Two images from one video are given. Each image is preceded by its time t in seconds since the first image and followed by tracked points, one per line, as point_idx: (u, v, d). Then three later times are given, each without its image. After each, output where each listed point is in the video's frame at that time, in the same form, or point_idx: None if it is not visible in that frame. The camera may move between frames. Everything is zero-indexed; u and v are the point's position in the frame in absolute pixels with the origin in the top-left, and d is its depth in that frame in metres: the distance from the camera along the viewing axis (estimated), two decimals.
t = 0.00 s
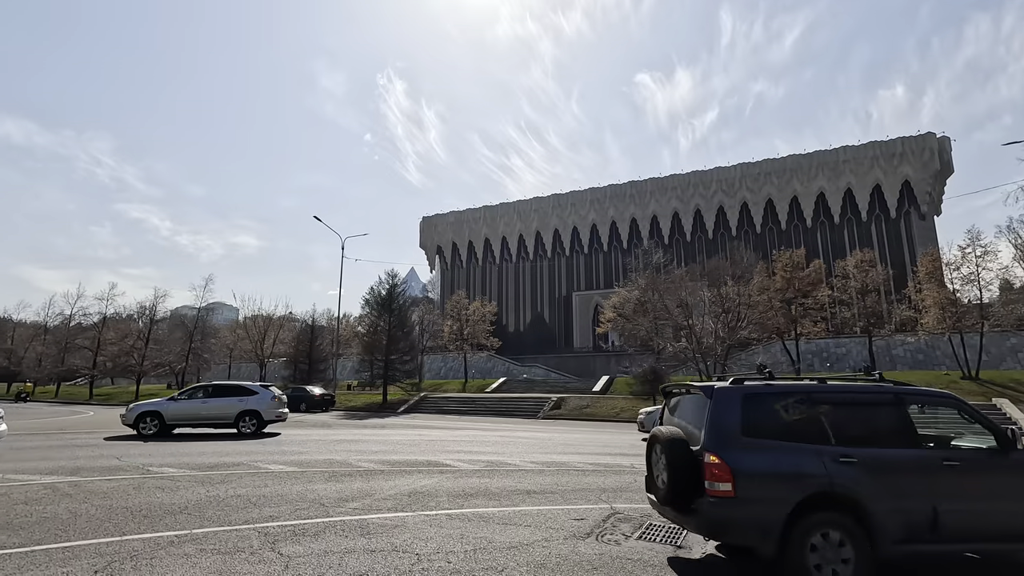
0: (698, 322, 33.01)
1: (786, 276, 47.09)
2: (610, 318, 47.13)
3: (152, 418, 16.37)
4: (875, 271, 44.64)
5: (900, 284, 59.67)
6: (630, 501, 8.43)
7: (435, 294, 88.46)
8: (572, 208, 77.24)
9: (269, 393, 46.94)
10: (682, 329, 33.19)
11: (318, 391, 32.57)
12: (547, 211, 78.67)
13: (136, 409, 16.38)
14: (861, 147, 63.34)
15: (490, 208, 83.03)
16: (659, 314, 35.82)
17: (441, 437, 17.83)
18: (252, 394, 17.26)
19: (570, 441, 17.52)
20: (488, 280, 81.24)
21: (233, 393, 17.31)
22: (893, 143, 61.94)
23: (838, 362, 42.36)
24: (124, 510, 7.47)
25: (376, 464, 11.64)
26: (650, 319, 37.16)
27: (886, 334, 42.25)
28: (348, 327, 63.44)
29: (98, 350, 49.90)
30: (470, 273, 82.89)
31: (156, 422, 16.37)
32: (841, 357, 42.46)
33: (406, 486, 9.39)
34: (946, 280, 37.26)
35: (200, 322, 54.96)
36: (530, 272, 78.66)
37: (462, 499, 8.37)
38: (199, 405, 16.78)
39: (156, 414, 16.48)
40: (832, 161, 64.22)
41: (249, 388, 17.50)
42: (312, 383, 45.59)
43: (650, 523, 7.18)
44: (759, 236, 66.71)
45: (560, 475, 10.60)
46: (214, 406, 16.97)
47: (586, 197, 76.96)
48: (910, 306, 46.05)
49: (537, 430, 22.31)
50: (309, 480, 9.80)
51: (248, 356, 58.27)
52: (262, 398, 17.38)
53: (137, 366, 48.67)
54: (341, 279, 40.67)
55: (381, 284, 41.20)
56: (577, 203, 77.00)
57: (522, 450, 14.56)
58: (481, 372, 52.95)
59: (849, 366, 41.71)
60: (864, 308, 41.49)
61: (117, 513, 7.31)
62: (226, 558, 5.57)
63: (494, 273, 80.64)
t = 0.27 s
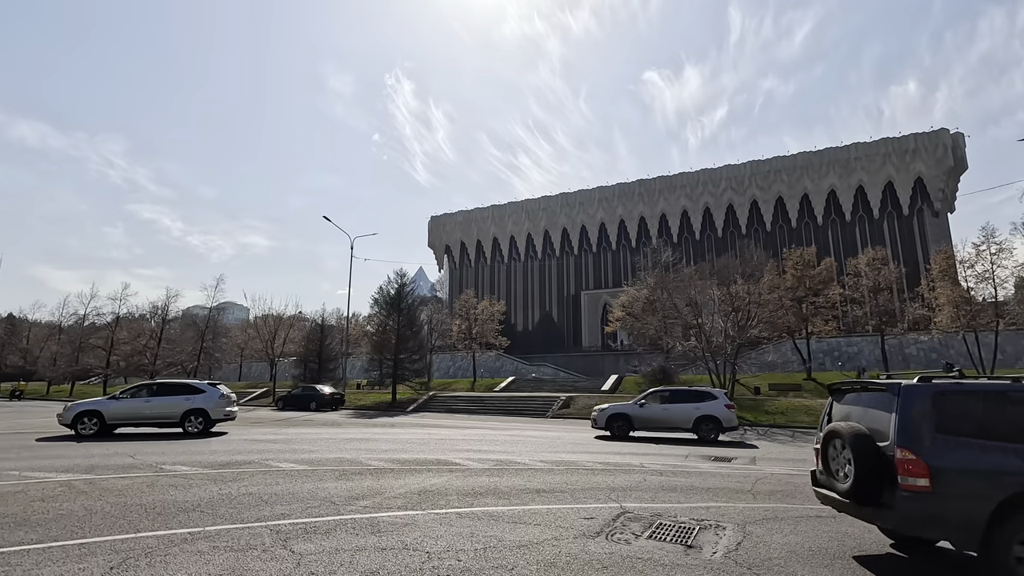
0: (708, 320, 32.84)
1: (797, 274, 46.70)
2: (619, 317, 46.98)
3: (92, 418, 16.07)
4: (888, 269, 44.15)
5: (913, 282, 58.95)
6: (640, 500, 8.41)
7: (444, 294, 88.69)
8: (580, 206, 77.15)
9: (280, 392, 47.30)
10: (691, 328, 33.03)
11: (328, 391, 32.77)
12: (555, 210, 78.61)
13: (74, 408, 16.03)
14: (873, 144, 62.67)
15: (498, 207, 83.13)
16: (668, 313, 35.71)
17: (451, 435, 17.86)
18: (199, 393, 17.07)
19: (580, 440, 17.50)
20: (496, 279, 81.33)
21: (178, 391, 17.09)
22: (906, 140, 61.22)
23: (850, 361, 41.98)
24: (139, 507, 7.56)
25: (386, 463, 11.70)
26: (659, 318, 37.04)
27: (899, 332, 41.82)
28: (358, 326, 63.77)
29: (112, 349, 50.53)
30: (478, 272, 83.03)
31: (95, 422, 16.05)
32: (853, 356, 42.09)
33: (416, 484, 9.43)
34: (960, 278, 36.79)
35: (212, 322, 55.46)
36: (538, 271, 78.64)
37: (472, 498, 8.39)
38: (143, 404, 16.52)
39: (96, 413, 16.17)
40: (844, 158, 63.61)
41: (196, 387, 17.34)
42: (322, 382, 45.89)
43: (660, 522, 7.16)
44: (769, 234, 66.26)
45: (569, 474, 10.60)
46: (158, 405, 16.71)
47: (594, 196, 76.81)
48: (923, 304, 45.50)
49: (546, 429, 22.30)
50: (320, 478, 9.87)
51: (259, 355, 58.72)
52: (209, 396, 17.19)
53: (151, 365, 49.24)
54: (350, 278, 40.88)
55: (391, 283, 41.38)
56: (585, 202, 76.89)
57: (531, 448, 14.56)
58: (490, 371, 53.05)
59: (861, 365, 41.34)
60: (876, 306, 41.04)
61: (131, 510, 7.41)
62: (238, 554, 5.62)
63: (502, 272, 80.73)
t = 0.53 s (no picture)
0: (717, 319, 32.67)
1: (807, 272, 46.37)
2: (627, 315, 46.79)
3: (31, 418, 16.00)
4: (900, 267, 43.68)
5: (925, 280, 58.26)
6: (648, 499, 8.39)
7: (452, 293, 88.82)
8: (589, 205, 76.97)
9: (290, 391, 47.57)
10: (700, 327, 32.84)
11: (337, 390, 32.95)
12: (563, 209, 78.47)
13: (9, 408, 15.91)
14: (884, 141, 62.03)
15: (506, 206, 83.14)
16: (677, 311, 35.59)
17: (460, 434, 17.89)
18: (142, 392, 17.00)
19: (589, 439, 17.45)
20: (504, 278, 81.38)
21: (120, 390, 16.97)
22: (918, 136, 60.51)
23: (862, 360, 41.67)
24: (152, 505, 7.65)
25: (394, 462, 11.74)
26: (667, 317, 36.90)
27: (911, 331, 41.43)
28: (367, 326, 64.05)
29: (125, 349, 51.08)
30: (486, 271, 83.10)
31: (31, 423, 15.95)
32: (865, 355, 41.78)
33: (425, 483, 9.47)
34: (974, 275, 36.34)
35: (222, 321, 55.90)
36: (546, 270, 78.57)
37: (480, 497, 8.41)
38: (83, 403, 16.41)
39: (34, 413, 16.06)
40: (855, 155, 63.00)
41: (139, 385, 17.21)
42: (331, 381, 46.14)
43: (669, 522, 7.14)
44: (779, 232, 65.81)
45: (579, 473, 10.59)
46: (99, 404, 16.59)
47: (603, 194, 76.56)
48: (935, 302, 44.98)
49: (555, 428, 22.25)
50: (329, 476, 9.92)
51: (269, 354, 59.10)
52: (152, 395, 17.06)
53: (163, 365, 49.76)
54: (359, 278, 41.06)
55: (399, 283, 41.52)
56: (593, 200, 76.70)
57: (540, 447, 14.55)
58: (498, 370, 53.12)
59: (872, 364, 41.12)
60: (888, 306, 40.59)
61: (144, 508, 7.50)
62: (250, 552, 5.67)
63: (511, 271, 80.71)
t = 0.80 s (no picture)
0: (726, 318, 32.51)
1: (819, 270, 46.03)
2: (635, 314, 46.66)
3: None
4: (912, 264, 43.22)
5: (938, 278, 57.58)
6: (657, 498, 8.37)
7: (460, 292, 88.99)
8: (596, 204, 76.80)
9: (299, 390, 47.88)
10: (709, 325, 32.68)
11: (345, 389, 33.15)
12: (571, 207, 78.34)
13: None
14: (896, 137, 61.38)
15: (514, 205, 83.16)
16: (686, 310, 35.44)
17: (468, 433, 17.93)
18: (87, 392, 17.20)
19: (596, 438, 17.46)
20: (512, 277, 81.42)
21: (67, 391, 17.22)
22: (931, 133, 59.84)
23: (874, 358, 41.34)
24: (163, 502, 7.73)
25: (404, 460, 11.79)
26: (676, 316, 36.78)
27: (924, 329, 41.01)
28: (375, 325, 64.29)
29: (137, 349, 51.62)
30: (494, 270, 83.16)
31: None
32: (876, 354, 41.43)
33: (433, 481, 9.50)
34: (988, 273, 35.87)
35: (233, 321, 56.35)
36: (554, 268, 78.50)
37: (489, 495, 8.44)
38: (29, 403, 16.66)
39: None
40: (866, 152, 62.39)
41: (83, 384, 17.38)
42: (340, 380, 46.41)
43: (678, 521, 7.11)
44: (789, 230, 65.34)
45: (587, 472, 10.58)
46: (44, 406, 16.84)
47: (611, 193, 76.34)
48: (948, 300, 44.49)
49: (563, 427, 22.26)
50: (338, 475, 9.98)
51: (278, 354, 59.50)
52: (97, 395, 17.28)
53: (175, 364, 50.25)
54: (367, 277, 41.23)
55: (407, 282, 41.66)
56: (601, 199, 76.50)
57: (548, 446, 14.54)
58: (506, 369, 53.15)
59: (884, 362, 40.79)
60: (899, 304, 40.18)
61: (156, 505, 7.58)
62: (259, 550, 5.72)
63: (518, 270, 80.68)
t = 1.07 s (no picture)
0: (735, 316, 32.32)
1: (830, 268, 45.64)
2: (644, 313, 46.51)
3: None
4: (925, 262, 42.72)
5: (952, 275, 56.88)
6: (668, 498, 8.34)
7: (469, 291, 89.11)
8: (605, 202, 76.54)
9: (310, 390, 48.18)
10: (719, 324, 32.49)
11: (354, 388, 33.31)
12: (579, 206, 78.16)
13: None
14: (908, 133, 60.68)
15: (522, 204, 83.08)
16: (695, 309, 35.27)
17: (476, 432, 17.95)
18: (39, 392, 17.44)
19: (605, 437, 17.43)
20: (520, 276, 81.42)
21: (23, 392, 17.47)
22: (944, 128, 59.09)
23: (886, 356, 40.97)
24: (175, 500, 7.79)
25: (413, 459, 11.82)
26: (685, 314, 36.62)
27: (937, 327, 40.56)
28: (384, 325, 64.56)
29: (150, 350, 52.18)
30: (502, 269, 83.21)
31: None
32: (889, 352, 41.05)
33: (442, 480, 9.54)
34: (1003, 270, 35.37)
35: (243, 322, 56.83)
36: (563, 267, 78.40)
37: (498, 494, 8.45)
38: None
39: None
40: (877, 148, 61.73)
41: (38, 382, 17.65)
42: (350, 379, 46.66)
43: (688, 520, 7.08)
44: (799, 228, 64.84)
45: (597, 471, 10.56)
46: None
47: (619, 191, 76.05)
48: (962, 297, 43.95)
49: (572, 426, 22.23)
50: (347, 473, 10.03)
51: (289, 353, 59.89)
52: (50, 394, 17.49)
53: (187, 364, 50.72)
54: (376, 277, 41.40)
55: (415, 281, 41.77)
56: (609, 197, 76.24)
57: (557, 446, 14.53)
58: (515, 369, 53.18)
59: (897, 361, 40.41)
60: (911, 302, 39.88)
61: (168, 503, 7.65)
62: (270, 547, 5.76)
63: (527, 269, 80.70)
